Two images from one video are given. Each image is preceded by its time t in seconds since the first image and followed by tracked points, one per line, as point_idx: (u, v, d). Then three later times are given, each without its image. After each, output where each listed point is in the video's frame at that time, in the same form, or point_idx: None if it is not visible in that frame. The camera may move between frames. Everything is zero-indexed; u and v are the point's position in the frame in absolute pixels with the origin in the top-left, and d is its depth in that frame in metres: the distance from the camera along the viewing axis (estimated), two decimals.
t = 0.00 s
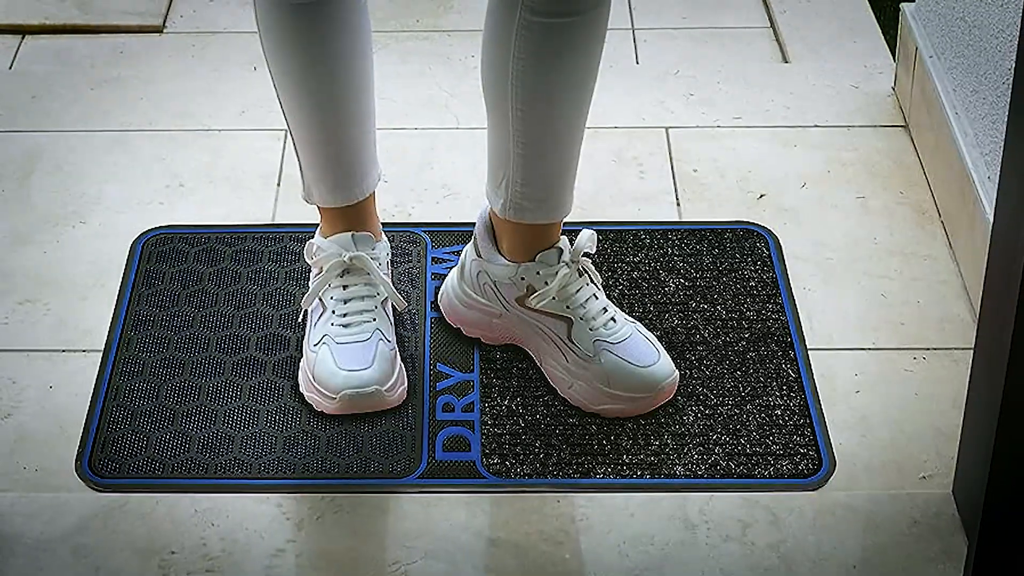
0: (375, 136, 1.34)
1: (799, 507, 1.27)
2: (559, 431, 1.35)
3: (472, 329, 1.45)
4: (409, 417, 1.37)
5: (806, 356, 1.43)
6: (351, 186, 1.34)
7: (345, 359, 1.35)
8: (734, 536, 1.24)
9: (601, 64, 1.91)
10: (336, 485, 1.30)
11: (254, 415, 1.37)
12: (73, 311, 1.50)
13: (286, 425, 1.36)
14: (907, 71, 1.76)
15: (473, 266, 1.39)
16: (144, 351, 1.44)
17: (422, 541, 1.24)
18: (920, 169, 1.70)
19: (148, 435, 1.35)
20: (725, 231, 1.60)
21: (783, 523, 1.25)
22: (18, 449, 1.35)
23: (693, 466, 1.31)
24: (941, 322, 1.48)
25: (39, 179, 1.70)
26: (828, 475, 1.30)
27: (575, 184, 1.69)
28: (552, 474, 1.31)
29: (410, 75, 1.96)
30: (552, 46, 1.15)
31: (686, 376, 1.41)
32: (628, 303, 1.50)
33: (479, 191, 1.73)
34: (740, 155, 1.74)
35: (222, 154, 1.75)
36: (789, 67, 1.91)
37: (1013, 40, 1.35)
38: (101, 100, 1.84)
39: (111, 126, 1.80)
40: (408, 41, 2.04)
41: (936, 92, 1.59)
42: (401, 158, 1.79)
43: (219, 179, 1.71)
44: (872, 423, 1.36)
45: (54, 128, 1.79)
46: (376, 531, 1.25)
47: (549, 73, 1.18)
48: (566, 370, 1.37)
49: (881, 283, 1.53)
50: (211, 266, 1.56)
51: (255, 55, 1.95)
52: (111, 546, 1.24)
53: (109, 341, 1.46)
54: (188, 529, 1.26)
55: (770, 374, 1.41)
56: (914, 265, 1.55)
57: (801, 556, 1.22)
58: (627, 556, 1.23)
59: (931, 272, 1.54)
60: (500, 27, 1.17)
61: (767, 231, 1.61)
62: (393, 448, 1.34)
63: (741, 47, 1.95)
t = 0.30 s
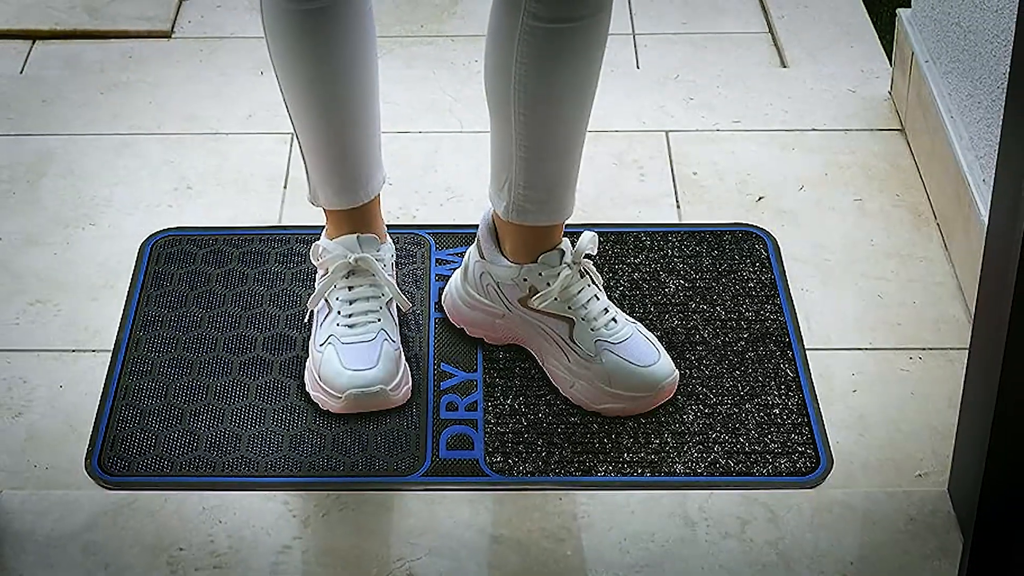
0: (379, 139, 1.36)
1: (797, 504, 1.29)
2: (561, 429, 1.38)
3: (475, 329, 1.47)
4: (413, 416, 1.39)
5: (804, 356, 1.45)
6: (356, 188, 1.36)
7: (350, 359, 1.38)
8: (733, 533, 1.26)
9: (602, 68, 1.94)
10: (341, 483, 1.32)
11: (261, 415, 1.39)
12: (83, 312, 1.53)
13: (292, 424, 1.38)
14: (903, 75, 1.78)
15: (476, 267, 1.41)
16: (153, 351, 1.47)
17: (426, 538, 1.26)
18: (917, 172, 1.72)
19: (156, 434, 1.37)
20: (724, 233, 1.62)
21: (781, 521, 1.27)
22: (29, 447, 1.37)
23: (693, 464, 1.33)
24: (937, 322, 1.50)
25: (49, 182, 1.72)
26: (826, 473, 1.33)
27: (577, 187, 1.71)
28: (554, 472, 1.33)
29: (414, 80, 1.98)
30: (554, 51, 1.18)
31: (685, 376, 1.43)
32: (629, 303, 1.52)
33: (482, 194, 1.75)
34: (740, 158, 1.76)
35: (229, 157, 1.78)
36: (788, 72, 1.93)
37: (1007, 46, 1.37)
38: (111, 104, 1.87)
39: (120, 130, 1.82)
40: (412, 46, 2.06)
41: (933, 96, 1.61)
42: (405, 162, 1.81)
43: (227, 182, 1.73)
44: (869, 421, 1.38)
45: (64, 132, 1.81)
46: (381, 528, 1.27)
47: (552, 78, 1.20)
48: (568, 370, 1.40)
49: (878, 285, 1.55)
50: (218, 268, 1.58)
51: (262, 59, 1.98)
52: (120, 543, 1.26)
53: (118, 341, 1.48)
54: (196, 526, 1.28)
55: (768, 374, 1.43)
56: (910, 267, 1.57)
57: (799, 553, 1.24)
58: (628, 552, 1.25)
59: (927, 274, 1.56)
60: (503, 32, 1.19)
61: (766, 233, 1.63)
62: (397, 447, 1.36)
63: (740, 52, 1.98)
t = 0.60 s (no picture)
0: (384, 142, 1.39)
1: (795, 501, 1.31)
2: (562, 428, 1.40)
3: (478, 329, 1.49)
4: (417, 415, 1.42)
5: (802, 355, 1.48)
6: (362, 191, 1.38)
7: (356, 359, 1.40)
8: (732, 530, 1.28)
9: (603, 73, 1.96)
10: (347, 481, 1.34)
11: (268, 413, 1.42)
12: (93, 312, 1.55)
13: (299, 422, 1.41)
14: (899, 80, 1.81)
15: (480, 269, 1.43)
16: (161, 351, 1.49)
17: (430, 535, 1.28)
18: (914, 175, 1.74)
19: (165, 433, 1.39)
20: (723, 235, 1.65)
21: (779, 518, 1.29)
22: (40, 446, 1.39)
23: (692, 463, 1.36)
24: (932, 323, 1.52)
25: (59, 185, 1.75)
26: (823, 471, 1.35)
27: (578, 190, 1.73)
28: (556, 470, 1.35)
29: (417, 84, 2.01)
30: (557, 55, 1.20)
31: (685, 375, 1.45)
32: (630, 304, 1.54)
33: (486, 197, 1.77)
34: (739, 161, 1.78)
35: (237, 161, 1.80)
36: (786, 76, 1.95)
37: (1001, 51, 1.39)
38: (120, 108, 1.89)
39: (129, 133, 1.85)
40: (415, 51, 2.08)
41: (928, 100, 1.64)
42: (409, 165, 1.83)
43: (234, 185, 1.76)
44: (866, 421, 1.40)
45: (74, 135, 1.84)
46: (385, 525, 1.29)
47: (554, 82, 1.22)
48: (570, 369, 1.42)
49: (875, 286, 1.57)
50: (225, 269, 1.61)
51: (269, 65, 2.00)
52: (130, 539, 1.28)
53: (127, 341, 1.51)
54: (204, 524, 1.30)
55: (767, 373, 1.45)
56: (907, 268, 1.60)
57: (797, 549, 1.26)
58: (628, 549, 1.27)
59: (923, 275, 1.59)
60: (506, 38, 1.21)
61: (764, 235, 1.65)
62: (402, 445, 1.38)
63: (739, 57, 2.00)
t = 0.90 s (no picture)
0: (389, 146, 1.41)
1: (793, 499, 1.33)
2: (564, 427, 1.42)
3: (481, 330, 1.52)
4: (421, 413, 1.44)
5: (800, 355, 1.50)
6: (367, 193, 1.41)
7: (361, 359, 1.43)
8: (731, 527, 1.30)
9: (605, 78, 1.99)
10: (352, 479, 1.37)
11: (274, 412, 1.44)
12: (102, 313, 1.58)
13: (305, 421, 1.43)
14: (895, 85, 1.83)
15: (483, 270, 1.46)
16: (170, 351, 1.51)
17: (434, 532, 1.30)
18: (910, 178, 1.77)
19: (174, 431, 1.42)
20: (722, 236, 1.67)
21: (777, 515, 1.32)
22: (50, 444, 1.42)
23: (692, 461, 1.38)
24: (928, 323, 1.54)
25: (69, 187, 1.77)
26: (821, 468, 1.37)
27: (580, 193, 1.76)
28: (558, 468, 1.38)
29: (422, 88, 2.03)
30: (558, 60, 1.23)
31: (685, 375, 1.48)
32: (630, 305, 1.57)
33: (489, 199, 1.80)
34: (739, 164, 1.81)
35: (244, 164, 1.83)
36: (784, 81, 1.97)
37: (995, 56, 1.42)
38: (129, 112, 1.92)
39: (139, 137, 1.87)
40: (419, 55, 2.11)
41: (923, 105, 1.66)
42: (413, 168, 1.86)
43: (242, 188, 1.78)
44: (863, 419, 1.43)
45: (84, 139, 1.86)
46: (390, 522, 1.32)
47: (555, 87, 1.25)
48: (571, 369, 1.44)
49: (872, 287, 1.60)
50: (232, 270, 1.63)
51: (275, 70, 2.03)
52: (139, 536, 1.30)
53: (136, 341, 1.53)
54: (212, 520, 1.32)
55: (765, 373, 1.48)
56: (903, 270, 1.62)
57: (794, 546, 1.28)
58: (629, 545, 1.29)
59: (919, 277, 1.61)
60: (509, 42, 1.24)
61: (762, 236, 1.67)
62: (407, 443, 1.41)
63: (738, 62, 2.03)
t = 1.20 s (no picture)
0: (394, 149, 1.43)
1: (790, 496, 1.36)
2: (566, 425, 1.45)
3: (485, 330, 1.54)
4: (426, 412, 1.47)
5: (798, 355, 1.53)
6: (372, 196, 1.43)
7: (366, 359, 1.45)
8: (730, 524, 1.33)
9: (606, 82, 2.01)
10: (358, 476, 1.39)
11: (281, 411, 1.47)
12: (112, 313, 1.60)
13: (311, 420, 1.46)
14: (892, 89, 1.85)
15: (486, 272, 1.48)
16: (179, 351, 1.54)
17: (438, 529, 1.33)
18: (907, 181, 1.79)
19: (182, 429, 1.44)
20: (721, 238, 1.70)
21: (775, 512, 1.34)
22: (61, 442, 1.44)
23: (692, 459, 1.40)
24: (924, 323, 1.57)
25: (80, 190, 1.80)
26: (818, 466, 1.39)
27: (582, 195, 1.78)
28: (560, 466, 1.40)
29: (426, 93, 2.06)
30: (561, 65, 1.25)
31: (685, 375, 1.50)
32: (631, 305, 1.59)
33: (493, 202, 1.82)
34: (738, 167, 1.83)
35: (252, 167, 1.85)
36: (783, 85, 2.00)
37: (990, 61, 1.44)
38: (138, 116, 1.95)
39: (149, 140, 1.90)
40: (423, 60, 2.14)
41: (919, 109, 1.68)
42: (418, 171, 1.88)
43: (249, 191, 1.81)
44: (859, 418, 1.45)
45: (94, 142, 1.89)
46: (395, 519, 1.34)
47: (557, 91, 1.27)
48: (573, 368, 1.47)
49: (869, 288, 1.62)
50: (240, 271, 1.66)
51: (282, 75, 2.06)
52: (148, 533, 1.33)
53: (145, 341, 1.56)
54: (220, 518, 1.35)
55: (764, 372, 1.50)
56: (900, 271, 1.64)
57: (792, 543, 1.31)
58: (629, 542, 1.31)
59: (916, 278, 1.63)
60: (512, 47, 1.26)
61: (761, 238, 1.70)
62: (411, 442, 1.43)
63: (736, 67, 2.05)
